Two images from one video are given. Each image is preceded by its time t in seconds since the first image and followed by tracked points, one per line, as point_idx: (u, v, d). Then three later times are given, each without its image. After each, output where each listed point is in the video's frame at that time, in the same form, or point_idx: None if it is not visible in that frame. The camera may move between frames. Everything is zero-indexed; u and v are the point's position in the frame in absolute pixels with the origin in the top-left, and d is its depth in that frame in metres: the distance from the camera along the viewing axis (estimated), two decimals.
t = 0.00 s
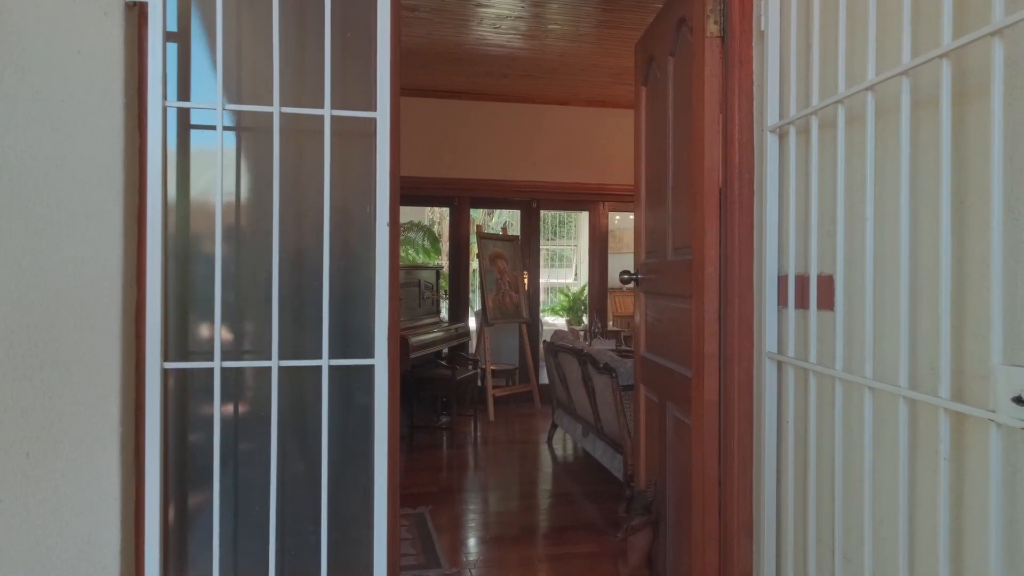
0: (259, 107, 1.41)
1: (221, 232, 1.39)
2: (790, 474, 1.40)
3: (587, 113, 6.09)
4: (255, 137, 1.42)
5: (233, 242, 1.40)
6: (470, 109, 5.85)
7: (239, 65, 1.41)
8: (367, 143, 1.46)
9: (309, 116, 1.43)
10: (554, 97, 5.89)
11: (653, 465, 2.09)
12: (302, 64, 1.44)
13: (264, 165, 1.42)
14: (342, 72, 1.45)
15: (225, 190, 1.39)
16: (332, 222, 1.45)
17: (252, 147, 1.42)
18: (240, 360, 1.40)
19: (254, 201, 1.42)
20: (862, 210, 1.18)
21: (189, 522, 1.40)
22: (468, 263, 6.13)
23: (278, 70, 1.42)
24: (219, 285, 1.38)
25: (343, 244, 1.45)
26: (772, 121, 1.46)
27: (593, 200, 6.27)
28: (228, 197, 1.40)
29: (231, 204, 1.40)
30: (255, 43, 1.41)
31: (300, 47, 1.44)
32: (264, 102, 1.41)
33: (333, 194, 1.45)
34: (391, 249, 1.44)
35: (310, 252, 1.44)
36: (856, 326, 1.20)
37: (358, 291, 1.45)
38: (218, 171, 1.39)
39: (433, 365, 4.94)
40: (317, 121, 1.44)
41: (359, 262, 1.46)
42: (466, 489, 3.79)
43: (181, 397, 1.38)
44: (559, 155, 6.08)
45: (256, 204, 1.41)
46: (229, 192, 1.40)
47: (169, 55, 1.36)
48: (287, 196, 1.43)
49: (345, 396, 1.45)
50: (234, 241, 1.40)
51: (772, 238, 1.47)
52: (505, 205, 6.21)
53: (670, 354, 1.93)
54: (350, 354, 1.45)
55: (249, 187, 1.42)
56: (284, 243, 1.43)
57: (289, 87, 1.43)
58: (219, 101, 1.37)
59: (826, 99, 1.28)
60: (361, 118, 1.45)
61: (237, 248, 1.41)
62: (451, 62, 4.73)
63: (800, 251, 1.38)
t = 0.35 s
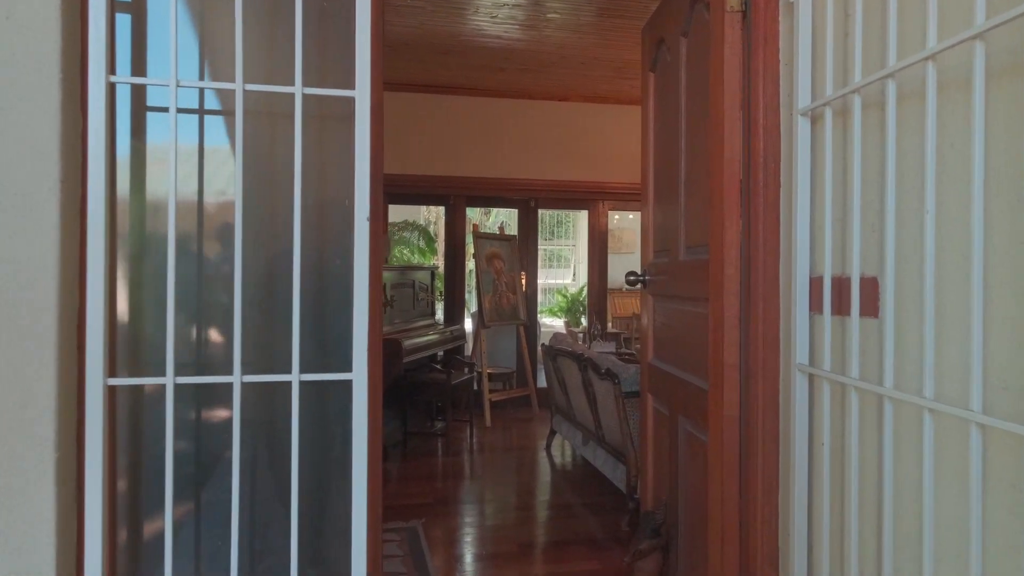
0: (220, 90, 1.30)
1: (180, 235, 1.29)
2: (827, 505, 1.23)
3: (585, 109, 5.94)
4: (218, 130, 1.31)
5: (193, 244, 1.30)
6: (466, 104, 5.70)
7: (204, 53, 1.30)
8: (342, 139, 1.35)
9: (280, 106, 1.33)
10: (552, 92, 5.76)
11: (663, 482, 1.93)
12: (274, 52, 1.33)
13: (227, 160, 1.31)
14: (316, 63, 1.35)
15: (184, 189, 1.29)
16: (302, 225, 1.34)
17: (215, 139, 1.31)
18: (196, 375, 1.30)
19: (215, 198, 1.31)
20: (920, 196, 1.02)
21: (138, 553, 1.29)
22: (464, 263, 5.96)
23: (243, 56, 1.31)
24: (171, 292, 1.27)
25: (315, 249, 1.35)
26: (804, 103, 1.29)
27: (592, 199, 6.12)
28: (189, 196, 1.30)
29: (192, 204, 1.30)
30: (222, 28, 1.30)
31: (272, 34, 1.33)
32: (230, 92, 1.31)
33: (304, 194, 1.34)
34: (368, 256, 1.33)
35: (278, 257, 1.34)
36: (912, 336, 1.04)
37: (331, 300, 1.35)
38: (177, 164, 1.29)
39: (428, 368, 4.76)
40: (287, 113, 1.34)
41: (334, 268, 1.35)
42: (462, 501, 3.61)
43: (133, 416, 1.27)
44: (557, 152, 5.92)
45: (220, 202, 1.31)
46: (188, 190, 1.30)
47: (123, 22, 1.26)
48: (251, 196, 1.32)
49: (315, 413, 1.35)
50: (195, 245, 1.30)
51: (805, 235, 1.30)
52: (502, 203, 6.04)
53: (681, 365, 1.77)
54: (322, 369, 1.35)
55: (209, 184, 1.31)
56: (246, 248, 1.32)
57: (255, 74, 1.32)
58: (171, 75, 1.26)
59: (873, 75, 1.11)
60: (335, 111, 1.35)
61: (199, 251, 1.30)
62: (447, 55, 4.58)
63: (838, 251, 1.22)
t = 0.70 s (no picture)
0: (180, 97, 1.28)
1: (142, 247, 1.26)
2: (870, 535, 1.09)
3: (587, 106, 5.81)
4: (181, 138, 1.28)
5: (154, 255, 1.27)
6: (464, 101, 5.57)
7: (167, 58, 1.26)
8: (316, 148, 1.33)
9: (245, 113, 1.31)
10: (553, 88, 5.63)
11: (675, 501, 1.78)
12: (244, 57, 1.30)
13: (187, 168, 1.28)
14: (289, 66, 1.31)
15: (144, 200, 1.27)
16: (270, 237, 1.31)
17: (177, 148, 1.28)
18: (156, 392, 1.27)
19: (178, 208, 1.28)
20: (989, 185, 0.89)
21: (92, 575, 1.25)
22: (463, 263, 5.81)
23: (203, 61, 1.27)
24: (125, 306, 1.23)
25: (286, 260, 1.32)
26: (839, 85, 1.15)
27: (594, 197, 5.98)
28: (152, 206, 1.27)
29: (155, 213, 1.27)
30: (186, 18, 1.28)
31: (240, 40, 1.31)
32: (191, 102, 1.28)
33: (273, 205, 1.32)
34: (347, 268, 1.31)
35: (246, 269, 1.31)
36: (977, 346, 0.91)
37: (305, 314, 1.32)
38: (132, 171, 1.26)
39: (425, 371, 4.61)
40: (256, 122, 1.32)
41: (308, 281, 1.33)
42: (461, 511, 3.46)
43: (84, 434, 1.24)
44: (558, 150, 5.78)
45: (180, 211, 1.27)
46: (147, 199, 1.26)
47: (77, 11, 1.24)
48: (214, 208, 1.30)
49: (287, 429, 1.32)
50: (153, 246, 1.27)
51: (840, 232, 1.16)
52: (501, 203, 5.90)
53: (694, 374, 1.63)
54: (294, 385, 1.32)
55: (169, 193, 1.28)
56: (212, 259, 1.29)
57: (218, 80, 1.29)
58: (120, 80, 1.22)
59: (928, 47, 0.97)
60: (308, 117, 1.33)
61: (159, 262, 1.27)
62: (444, 49, 4.44)
63: (881, 249, 1.08)
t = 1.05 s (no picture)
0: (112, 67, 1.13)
1: (63, 243, 1.11)
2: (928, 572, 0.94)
3: (590, 101, 5.66)
4: (116, 123, 1.13)
5: (83, 248, 1.12)
6: (465, 95, 5.42)
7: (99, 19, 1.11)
8: (267, 139, 1.18)
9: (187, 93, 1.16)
10: (555, 82, 5.49)
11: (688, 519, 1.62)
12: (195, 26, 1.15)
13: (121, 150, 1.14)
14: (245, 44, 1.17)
15: (69, 186, 1.12)
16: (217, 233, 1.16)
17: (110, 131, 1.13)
18: (77, 407, 1.11)
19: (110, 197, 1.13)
20: None
21: None
22: (463, 263, 5.66)
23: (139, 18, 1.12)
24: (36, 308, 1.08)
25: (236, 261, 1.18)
26: (886, 50, 1.00)
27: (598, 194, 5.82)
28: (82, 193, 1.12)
29: (84, 201, 1.12)
30: None
31: None
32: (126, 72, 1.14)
33: (226, 198, 1.17)
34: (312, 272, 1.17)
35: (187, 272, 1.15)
36: None
37: (259, 321, 1.18)
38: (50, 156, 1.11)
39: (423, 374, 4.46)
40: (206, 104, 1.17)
41: (269, 285, 1.19)
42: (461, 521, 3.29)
43: None
44: (561, 146, 5.63)
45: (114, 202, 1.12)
46: (75, 184, 1.12)
47: None
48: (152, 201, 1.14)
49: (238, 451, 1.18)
50: (82, 239, 1.12)
51: (885, 220, 1.00)
52: (503, 200, 5.75)
53: (712, 381, 1.47)
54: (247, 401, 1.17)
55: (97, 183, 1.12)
56: (144, 259, 1.14)
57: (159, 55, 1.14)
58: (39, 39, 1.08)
59: None
60: (264, 106, 1.18)
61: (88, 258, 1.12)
62: (444, 39, 4.29)
63: (939, 239, 0.93)
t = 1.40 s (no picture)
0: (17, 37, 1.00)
1: None
2: None
3: (600, 95, 5.51)
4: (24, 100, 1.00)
5: None
6: (472, 89, 5.29)
7: None
8: (211, 127, 1.05)
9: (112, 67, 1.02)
10: (565, 76, 5.35)
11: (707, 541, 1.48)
12: None
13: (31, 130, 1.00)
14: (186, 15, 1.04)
15: None
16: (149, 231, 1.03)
17: (30, 109, 1.00)
18: None
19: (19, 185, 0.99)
20: None
21: None
22: (470, 262, 5.52)
23: None
24: None
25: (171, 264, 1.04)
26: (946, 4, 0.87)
27: (608, 191, 5.67)
28: None
29: None
30: None
31: None
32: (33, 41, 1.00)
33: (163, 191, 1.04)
34: (267, 279, 1.05)
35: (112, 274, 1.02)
36: None
37: (200, 331, 1.05)
38: None
39: (428, 375, 4.33)
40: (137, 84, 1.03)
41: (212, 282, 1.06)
42: (465, 530, 3.15)
43: None
44: (570, 142, 5.49)
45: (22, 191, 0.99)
46: None
47: None
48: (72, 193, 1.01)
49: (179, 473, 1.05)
50: None
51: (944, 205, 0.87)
52: (511, 197, 5.62)
53: (736, 390, 1.32)
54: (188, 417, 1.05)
55: (8, 167, 0.99)
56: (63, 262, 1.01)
57: (90, 20, 1.02)
58: None
59: None
60: (212, 91, 1.05)
61: None
62: (449, 30, 4.17)
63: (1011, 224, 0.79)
